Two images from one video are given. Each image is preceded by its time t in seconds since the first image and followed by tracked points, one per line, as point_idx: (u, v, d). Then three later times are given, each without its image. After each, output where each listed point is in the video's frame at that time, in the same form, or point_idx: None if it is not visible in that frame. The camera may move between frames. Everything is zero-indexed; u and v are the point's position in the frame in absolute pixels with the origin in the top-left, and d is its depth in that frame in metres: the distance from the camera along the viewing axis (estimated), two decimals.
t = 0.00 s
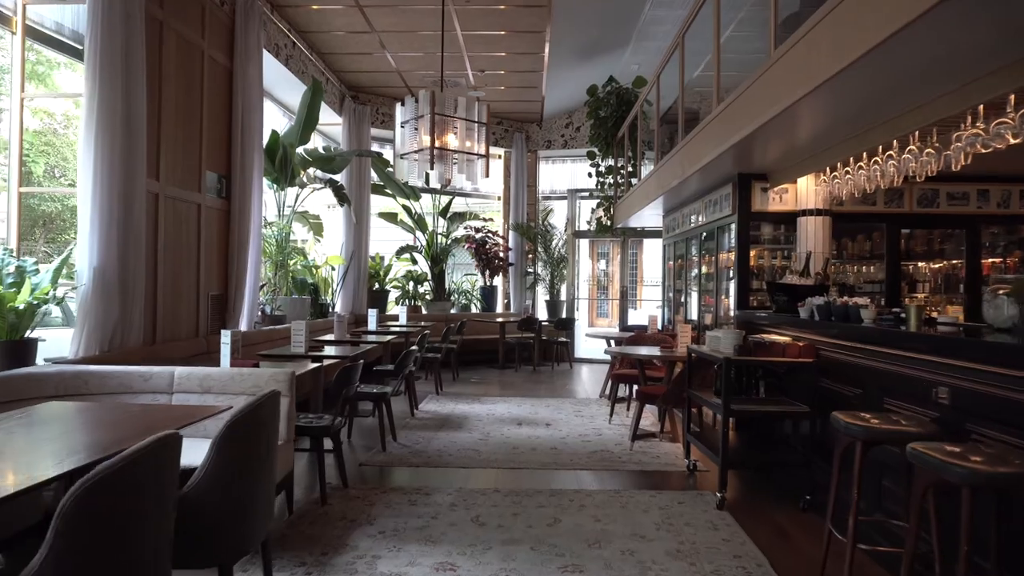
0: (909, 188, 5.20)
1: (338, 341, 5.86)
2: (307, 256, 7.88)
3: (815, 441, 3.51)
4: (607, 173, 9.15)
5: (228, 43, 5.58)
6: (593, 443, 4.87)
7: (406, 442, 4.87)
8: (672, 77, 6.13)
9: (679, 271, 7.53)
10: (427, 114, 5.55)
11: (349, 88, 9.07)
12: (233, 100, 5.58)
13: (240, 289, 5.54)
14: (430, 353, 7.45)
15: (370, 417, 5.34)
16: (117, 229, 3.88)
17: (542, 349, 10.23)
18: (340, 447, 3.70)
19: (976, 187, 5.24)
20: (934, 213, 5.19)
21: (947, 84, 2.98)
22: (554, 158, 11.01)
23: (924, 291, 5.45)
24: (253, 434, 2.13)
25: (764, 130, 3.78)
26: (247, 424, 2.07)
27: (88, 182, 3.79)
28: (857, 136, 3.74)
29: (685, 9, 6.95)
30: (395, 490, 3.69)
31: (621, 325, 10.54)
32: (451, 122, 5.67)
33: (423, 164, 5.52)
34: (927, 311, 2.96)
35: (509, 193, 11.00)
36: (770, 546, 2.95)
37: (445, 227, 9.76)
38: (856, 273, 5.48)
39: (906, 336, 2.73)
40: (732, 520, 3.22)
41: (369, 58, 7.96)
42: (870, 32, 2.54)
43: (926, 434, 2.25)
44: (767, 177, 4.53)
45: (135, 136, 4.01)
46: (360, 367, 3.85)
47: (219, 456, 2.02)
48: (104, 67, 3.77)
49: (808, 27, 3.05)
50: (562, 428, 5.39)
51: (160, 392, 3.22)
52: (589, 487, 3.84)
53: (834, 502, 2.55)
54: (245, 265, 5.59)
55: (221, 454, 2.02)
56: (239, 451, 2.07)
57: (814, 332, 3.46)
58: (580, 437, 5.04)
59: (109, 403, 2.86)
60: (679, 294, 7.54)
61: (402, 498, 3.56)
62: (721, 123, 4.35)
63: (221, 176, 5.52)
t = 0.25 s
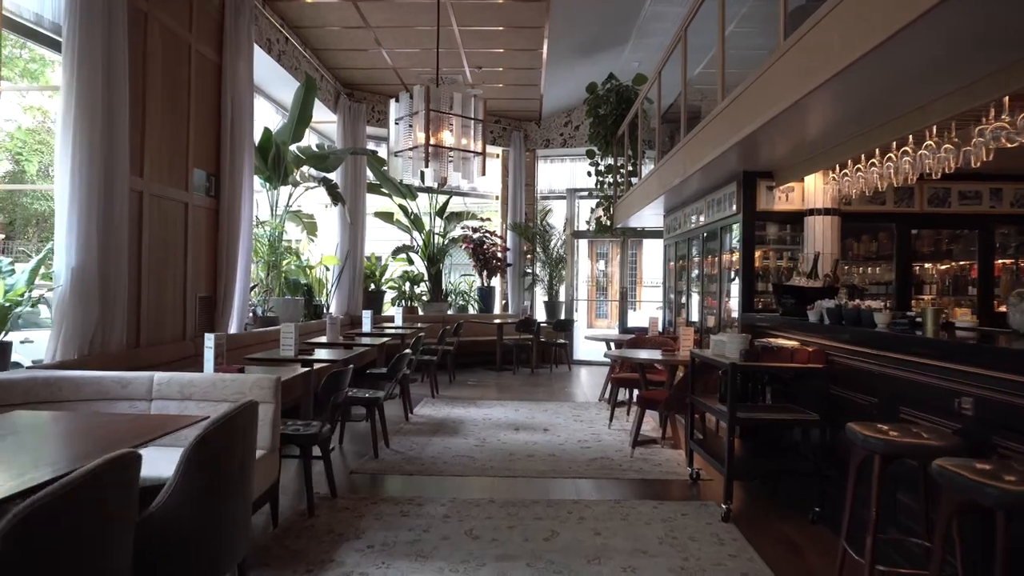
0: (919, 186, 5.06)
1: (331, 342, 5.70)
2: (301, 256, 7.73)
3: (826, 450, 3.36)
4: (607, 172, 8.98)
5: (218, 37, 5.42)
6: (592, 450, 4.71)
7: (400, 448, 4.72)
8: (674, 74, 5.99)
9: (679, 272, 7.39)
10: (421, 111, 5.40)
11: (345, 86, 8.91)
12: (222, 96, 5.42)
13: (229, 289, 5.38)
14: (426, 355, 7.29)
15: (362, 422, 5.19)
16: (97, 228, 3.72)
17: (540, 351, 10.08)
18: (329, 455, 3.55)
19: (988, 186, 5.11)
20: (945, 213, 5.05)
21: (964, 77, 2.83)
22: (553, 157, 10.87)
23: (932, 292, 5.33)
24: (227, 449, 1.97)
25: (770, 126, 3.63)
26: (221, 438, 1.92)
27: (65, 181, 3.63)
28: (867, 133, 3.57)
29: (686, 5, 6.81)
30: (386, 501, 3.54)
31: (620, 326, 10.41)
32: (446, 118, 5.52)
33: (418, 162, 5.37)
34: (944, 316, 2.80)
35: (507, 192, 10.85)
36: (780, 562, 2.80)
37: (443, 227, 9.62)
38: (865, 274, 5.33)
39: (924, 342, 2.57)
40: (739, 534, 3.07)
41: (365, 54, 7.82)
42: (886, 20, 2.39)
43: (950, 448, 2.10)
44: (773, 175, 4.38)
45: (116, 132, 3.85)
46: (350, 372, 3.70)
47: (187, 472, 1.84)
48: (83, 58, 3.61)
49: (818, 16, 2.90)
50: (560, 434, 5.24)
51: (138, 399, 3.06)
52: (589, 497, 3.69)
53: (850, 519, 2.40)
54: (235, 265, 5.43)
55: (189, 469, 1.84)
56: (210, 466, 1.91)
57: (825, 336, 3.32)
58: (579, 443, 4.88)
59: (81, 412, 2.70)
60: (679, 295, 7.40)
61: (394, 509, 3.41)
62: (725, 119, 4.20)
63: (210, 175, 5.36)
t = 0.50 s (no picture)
0: (931, 182, 4.92)
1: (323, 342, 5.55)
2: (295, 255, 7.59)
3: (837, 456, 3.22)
4: (607, 170, 8.79)
5: (208, 30, 5.26)
6: (592, 454, 4.57)
7: (394, 453, 4.58)
8: (675, 68, 5.85)
9: (680, 271, 7.25)
10: (416, 105, 5.24)
11: (340, 82, 8.76)
12: (212, 91, 5.26)
13: (219, 289, 5.23)
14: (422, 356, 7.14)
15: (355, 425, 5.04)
16: (75, 226, 3.56)
17: (538, 352, 9.94)
18: (318, 461, 3.40)
19: (1001, 183, 4.98)
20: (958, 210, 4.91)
21: (980, 68, 2.68)
22: (552, 155, 10.74)
23: (940, 292, 5.22)
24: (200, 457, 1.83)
25: (777, 120, 3.48)
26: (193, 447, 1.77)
27: (42, 178, 3.48)
28: (877, 129, 3.42)
29: None
30: (379, 509, 3.40)
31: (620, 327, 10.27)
32: (442, 113, 5.38)
33: (413, 158, 5.22)
34: (964, 316, 2.66)
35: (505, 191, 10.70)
36: None
37: (440, 226, 9.49)
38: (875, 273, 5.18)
39: (947, 345, 2.43)
40: (748, 545, 2.93)
41: (360, 50, 7.67)
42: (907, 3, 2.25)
43: (979, 460, 1.96)
44: (779, 171, 4.22)
45: (98, 126, 3.70)
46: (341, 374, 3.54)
47: (155, 484, 1.69)
48: (62, 48, 3.46)
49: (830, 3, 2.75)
50: (560, 437, 5.09)
51: (116, 404, 2.92)
52: (589, 505, 3.54)
53: (869, 533, 2.26)
54: (225, 264, 5.28)
55: (158, 481, 1.70)
56: (182, 477, 1.77)
57: (836, 338, 3.18)
58: (579, 447, 4.74)
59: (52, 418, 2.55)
60: (680, 295, 7.27)
61: (387, 518, 3.27)
62: (728, 114, 4.04)
63: (199, 171, 5.21)
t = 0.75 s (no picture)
0: (942, 178, 4.78)
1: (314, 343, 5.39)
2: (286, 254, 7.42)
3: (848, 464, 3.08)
4: (605, 168, 8.63)
5: (195, 21, 5.09)
6: (590, 459, 4.42)
7: (386, 458, 4.42)
8: (675, 62, 5.70)
9: (679, 271, 7.10)
10: (409, 99, 5.09)
11: (333, 78, 8.60)
12: (199, 84, 5.09)
13: (205, 289, 5.07)
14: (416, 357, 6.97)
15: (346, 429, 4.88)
16: (49, 222, 3.39)
17: (535, 353, 9.78)
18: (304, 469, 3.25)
19: (1014, 179, 4.84)
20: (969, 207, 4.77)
21: (1001, 57, 2.54)
22: (549, 153, 10.60)
23: (946, 291, 5.11)
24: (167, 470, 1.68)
25: (782, 113, 3.34)
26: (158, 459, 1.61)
27: (14, 174, 3.32)
28: (887, 121, 3.27)
29: None
30: (369, 519, 3.25)
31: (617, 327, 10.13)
32: (436, 108, 5.22)
33: (406, 154, 5.08)
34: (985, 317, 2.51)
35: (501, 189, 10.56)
36: None
37: (435, 224, 9.34)
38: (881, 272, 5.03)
39: (969, 348, 2.28)
40: (756, 557, 2.79)
41: (353, 44, 7.51)
42: None
43: (1011, 473, 1.82)
44: (785, 167, 4.06)
45: (74, 117, 3.53)
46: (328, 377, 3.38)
47: (113, 499, 1.53)
48: (34, 34, 3.28)
49: None
50: (557, 441, 4.95)
51: (89, 410, 2.76)
52: (589, 513, 3.40)
53: (888, 548, 2.12)
54: (211, 263, 5.12)
55: (117, 496, 1.54)
56: (145, 492, 1.61)
57: (847, 339, 3.04)
58: (577, 452, 4.59)
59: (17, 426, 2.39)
60: (678, 295, 7.13)
61: (376, 529, 3.12)
62: (730, 108, 3.90)
63: (185, 167, 5.04)
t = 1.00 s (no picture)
0: (953, 174, 4.63)
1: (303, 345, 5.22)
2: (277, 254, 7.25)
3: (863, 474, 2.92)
4: (603, 166, 8.48)
5: (179, 12, 4.92)
6: (589, 466, 4.26)
7: (378, 465, 4.26)
8: (675, 57, 5.56)
9: (678, 271, 6.95)
10: (401, 93, 4.93)
11: (325, 74, 8.44)
12: (183, 78, 4.91)
13: (191, 290, 4.90)
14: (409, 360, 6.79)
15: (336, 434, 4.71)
16: (20, 222, 3.22)
17: (531, 354, 9.64)
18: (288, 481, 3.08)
19: None
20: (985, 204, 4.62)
21: None
22: (545, 151, 10.45)
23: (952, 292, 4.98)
24: (143, 486, 1.49)
25: (789, 108, 3.18)
26: (143, 473, 1.43)
27: None
28: (897, 117, 3.12)
29: None
30: (359, 532, 3.09)
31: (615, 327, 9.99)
32: (429, 102, 5.06)
33: (398, 150, 4.91)
34: (1009, 318, 2.37)
35: (497, 188, 10.40)
36: None
37: (429, 223, 9.18)
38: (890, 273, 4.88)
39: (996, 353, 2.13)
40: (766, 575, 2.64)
41: (345, 39, 7.35)
42: None
43: None
44: (792, 163, 3.89)
45: (48, 110, 3.35)
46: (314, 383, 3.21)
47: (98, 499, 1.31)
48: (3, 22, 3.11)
49: None
50: (555, 447, 4.79)
51: (57, 420, 2.59)
52: (589, 525, 3.24)
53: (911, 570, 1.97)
54: (197, 264, 4.95)
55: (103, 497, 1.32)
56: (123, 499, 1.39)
57: (859, 342, 2.90)
58: (575, 458, 4.44)
59: None
60: (677, 295, 6.99)
61: (366, 543, 2.96)
62: (733, 103, 3.75)
63: (169, 164, 4.87)
